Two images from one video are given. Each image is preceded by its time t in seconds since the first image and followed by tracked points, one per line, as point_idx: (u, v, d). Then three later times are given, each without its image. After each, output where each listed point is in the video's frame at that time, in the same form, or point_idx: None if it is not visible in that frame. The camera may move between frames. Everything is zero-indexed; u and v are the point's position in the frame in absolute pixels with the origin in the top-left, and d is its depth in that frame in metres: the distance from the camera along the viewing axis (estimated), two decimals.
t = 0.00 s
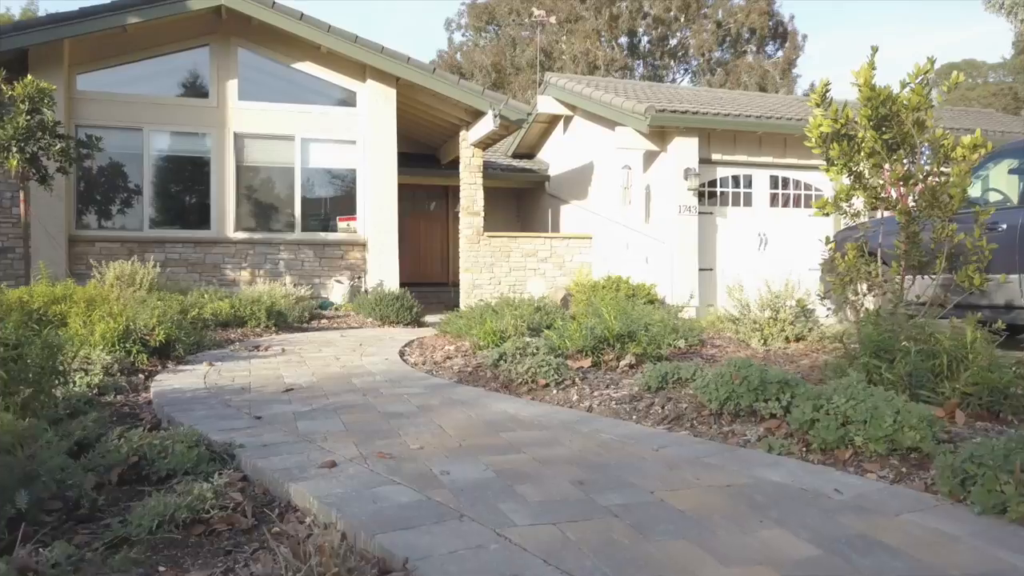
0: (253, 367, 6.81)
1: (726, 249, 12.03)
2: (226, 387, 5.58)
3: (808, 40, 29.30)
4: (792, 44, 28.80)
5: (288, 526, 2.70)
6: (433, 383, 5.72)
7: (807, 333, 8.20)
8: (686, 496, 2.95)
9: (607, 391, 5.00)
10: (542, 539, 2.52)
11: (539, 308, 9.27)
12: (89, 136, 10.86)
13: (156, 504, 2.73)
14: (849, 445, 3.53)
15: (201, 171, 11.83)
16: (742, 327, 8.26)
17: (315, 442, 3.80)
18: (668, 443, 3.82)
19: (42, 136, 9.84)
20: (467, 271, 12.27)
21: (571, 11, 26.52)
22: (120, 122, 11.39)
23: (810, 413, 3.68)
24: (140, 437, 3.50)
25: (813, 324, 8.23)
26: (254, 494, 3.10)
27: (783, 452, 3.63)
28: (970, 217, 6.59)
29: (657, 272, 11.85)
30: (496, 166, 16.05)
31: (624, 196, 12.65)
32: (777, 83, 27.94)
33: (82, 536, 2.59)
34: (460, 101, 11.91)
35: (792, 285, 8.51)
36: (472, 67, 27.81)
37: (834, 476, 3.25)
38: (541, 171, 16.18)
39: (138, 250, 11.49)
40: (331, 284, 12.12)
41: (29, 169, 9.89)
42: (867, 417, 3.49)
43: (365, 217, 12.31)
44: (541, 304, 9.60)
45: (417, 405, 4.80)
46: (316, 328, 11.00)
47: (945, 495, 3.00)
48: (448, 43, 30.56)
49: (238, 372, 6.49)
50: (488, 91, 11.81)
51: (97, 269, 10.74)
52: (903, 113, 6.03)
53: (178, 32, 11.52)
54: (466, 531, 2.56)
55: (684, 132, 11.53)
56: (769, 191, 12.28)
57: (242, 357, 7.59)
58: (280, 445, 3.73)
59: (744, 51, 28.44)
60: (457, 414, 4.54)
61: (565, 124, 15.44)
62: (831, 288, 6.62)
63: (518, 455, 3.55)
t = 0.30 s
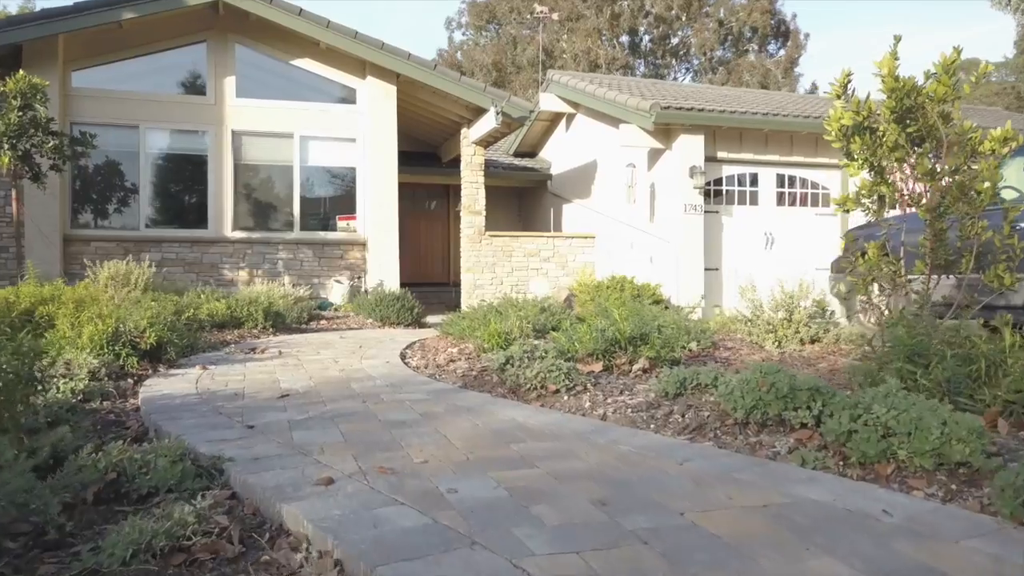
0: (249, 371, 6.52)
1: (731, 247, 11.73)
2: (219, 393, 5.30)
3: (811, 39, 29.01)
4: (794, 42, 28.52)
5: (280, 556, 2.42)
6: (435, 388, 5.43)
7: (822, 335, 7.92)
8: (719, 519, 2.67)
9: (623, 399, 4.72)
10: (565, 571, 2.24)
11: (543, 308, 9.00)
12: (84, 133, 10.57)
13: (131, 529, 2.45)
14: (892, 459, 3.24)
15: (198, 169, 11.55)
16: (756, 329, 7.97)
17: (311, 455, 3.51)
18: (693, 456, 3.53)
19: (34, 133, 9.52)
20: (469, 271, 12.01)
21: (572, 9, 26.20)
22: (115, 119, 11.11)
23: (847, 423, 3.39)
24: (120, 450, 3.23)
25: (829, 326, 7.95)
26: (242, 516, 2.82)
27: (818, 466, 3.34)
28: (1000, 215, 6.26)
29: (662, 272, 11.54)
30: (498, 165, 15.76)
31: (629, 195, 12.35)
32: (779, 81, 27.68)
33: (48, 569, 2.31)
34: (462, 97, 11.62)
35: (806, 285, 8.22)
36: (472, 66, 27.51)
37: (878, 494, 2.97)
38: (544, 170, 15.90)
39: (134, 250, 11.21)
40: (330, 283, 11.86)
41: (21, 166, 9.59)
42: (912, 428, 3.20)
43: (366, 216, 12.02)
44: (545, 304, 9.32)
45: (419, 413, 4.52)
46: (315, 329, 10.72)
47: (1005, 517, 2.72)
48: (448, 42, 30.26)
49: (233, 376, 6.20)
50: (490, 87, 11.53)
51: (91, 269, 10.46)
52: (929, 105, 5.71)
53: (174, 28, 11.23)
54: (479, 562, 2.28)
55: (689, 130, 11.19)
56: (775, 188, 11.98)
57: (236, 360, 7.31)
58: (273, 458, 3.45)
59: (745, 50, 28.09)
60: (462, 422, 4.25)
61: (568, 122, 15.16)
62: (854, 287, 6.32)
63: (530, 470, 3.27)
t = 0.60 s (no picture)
0: (242, 376, 6.25)
1: (738, 246, 11.43)
2: (209, 399, 5.03)
3: (813, 38, 28.73)
4: (796, 42, 28.30)
5: None
6: (437, 395, 5.15)
7: (838, 337, 7.64)
8: (757, 548, 2.39)
9: (638, 407, 4.44)
10: None
11: (548, 308, 8.74)
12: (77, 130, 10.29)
13: (97, 561, 2.19)
14: (939, 476, 2.96)
15: (195, 167, 11.27)
16: (771, 331, 7.69)
17: (303, 471, 3.23)
18: (718, 472, 3.25)
19: (26, 130, 9.19)
20: (471, 271, 11.75)
21: (574, 7, 25.93)
22: (110, 116, 10.83)
23: (887, 437, 3.12)
24: (90, 465, 2.96)
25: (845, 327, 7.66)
26: (226, 542, 2.55)
27: (856, 483, 3.07)
28: None
29: (667, 271, 11.24)
30: (499, 164, 15.50)
31: (634, 193, 11.92)
32: (780, 80, 27.48)
33: None
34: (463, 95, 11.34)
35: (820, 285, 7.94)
36: (473, 64, 27.23)
37: (927, 517, 2.69)
38: (546, 168, 15.62)
39: (130, 249, 10.92)
40: (329, 284, 11.59)
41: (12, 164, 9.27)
42: (962, 443, 2.93)
43: (365, 215, 11.72)
44: (548, 305, 9.05)
45: (421, 423, 4.25)
46: (313, 330, 10.45)
47: None
48: (448, 41, 30.01)
49: (225, 381, 5.93)
50: (491, 84, 11.26)
51: (84, 269, 10.17)
52: (956, 99, 5.33)
53: (170, 24, 10.96)
54: None
55: (694, 127, 10.87)
56: (781, 188, 11.65)
57: (230, 364, 7.03)
58: (263, 475, 3.17)
59: (748, 49, 27.73)
60: (466, 433, 3.98)
61: (570, 120, 14.88)
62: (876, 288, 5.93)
63: (542, 488, 3.00)
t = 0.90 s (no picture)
0: (234, 381, 5.97)
1: (743, 246, 11.12)
2: (196, 406, 4.75)
3: (814, 36, 28.45)
4: (798, 41, 28.06)
5: None
6: (437, 402, 4.88)
7: (852, 339, 7.37)
8: None
9: (651, 417, 4.18)
10: None
11: (551, 310, 8.48)
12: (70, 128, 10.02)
13: None
14: (989, 497, 2.70)
15: (191, 166, 10.98)
16: (783, 332, 7.41)
17: (291, 490, 2.97)
18: (745, 491, 2.98)
19: (17, 128, 8.87)
20: (472, 271, 11.49)
21: (575, 6, 25.66)
22: (105, 114, 10.56)
23: (931, 453, 2.85)
24: (54, 483, 2.70)
25: (860, 328, 7.40)
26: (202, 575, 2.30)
27: (897, 503, 2.81)
28: None
29: (671, 271, 10.96)
30: (500, 163, 15.24)
31: (636, 192, 11.73)
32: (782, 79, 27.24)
33: None
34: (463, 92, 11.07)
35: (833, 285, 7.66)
36: (472, 63, 26.96)
37: (981, 544, 2.43)
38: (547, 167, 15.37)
39: (125, 249, 10.65)
40: (328, 284, 11.31)
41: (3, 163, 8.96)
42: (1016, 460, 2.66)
43: (365, 214, 11.43)
44: (551, 306, 8.77)
45: (420, 434, 3.98)
46: (311, 332, 10.18)
47: None
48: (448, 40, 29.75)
49: (216, 386, 5.65)
50: (493, 81, 10.98)
51: (77, 269, 9.91)
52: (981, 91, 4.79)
53: (165, 20, 10.69)
54: None
55: (699, 125, 10.58)
56: (786, 187, 11.35)
57: (221, 368, 6.75)
58: (248, 494, 2.91)
59: (749, 48, 27.61)
60: (469, 445, 3.71)
61: (571, 118, 14.62)
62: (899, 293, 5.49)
63: (553, 510, 2.73)
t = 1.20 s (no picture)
0: (225, 385, 5.71)
1: (749, 246, 10.81)
2: (182, 414, 4.49)
3: (816, 35, 28.23)
4: (799, 40, 27.76)
5: None
6: (436, 409, 4.62)
7: (867, 341, 7.11)
8: None
9: (664, 426, 3.93)
10: None
11: (553, 310, 8.23)
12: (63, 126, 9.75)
13: None
14: None
15: (187, 165, 10.70)
16: (794, 335, 7.15)
17: (276, 510, 2.72)
18: (773, 511, 2.73)
19: (8, 124, 8.58)
20: (472, 271, 11.24)
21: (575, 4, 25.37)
22: (99, 111, 10.30)
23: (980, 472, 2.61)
24: (14, 504, 2.45)
25: (875, 330, 7.14)
26: None
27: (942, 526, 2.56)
28: None
29: (674, 271, 10.68)
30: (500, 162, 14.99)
31: (640, 190, 11.50)
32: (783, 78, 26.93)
33: None
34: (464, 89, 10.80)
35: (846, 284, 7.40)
36: (472, 62, 26.68)
37: None
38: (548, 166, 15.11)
39: (120, 249, 10.40)
40: (327, 284, 11.03)
41: None
42: None
43: (364, 213, 11.15)
44: (554, 307, 8.51)
45: (418, 445, 3.72)
46: (307, 333, 9.92)
47: None
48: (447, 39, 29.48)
49: (205, 392, 5.39)
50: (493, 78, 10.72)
51: (69, 270, 9.66)
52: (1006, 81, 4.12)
53: (159, 16, 10.43)
54: None
55: (703, 122, 10.29)
56: (793, 187, 11.00)
57: (212, 371, 6.50)
58: (229, 515, 2.66)
59: (750, 47, 27.20)
60: (471, 458, 3.46)
61: (573, 116, 14.36)
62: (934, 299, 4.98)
63: (563, 534, 2.48)
